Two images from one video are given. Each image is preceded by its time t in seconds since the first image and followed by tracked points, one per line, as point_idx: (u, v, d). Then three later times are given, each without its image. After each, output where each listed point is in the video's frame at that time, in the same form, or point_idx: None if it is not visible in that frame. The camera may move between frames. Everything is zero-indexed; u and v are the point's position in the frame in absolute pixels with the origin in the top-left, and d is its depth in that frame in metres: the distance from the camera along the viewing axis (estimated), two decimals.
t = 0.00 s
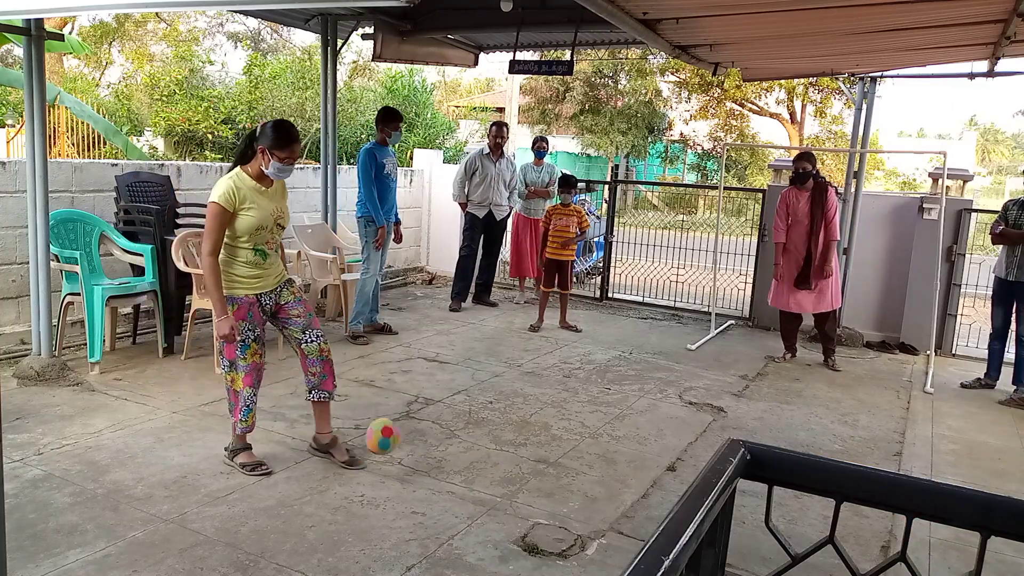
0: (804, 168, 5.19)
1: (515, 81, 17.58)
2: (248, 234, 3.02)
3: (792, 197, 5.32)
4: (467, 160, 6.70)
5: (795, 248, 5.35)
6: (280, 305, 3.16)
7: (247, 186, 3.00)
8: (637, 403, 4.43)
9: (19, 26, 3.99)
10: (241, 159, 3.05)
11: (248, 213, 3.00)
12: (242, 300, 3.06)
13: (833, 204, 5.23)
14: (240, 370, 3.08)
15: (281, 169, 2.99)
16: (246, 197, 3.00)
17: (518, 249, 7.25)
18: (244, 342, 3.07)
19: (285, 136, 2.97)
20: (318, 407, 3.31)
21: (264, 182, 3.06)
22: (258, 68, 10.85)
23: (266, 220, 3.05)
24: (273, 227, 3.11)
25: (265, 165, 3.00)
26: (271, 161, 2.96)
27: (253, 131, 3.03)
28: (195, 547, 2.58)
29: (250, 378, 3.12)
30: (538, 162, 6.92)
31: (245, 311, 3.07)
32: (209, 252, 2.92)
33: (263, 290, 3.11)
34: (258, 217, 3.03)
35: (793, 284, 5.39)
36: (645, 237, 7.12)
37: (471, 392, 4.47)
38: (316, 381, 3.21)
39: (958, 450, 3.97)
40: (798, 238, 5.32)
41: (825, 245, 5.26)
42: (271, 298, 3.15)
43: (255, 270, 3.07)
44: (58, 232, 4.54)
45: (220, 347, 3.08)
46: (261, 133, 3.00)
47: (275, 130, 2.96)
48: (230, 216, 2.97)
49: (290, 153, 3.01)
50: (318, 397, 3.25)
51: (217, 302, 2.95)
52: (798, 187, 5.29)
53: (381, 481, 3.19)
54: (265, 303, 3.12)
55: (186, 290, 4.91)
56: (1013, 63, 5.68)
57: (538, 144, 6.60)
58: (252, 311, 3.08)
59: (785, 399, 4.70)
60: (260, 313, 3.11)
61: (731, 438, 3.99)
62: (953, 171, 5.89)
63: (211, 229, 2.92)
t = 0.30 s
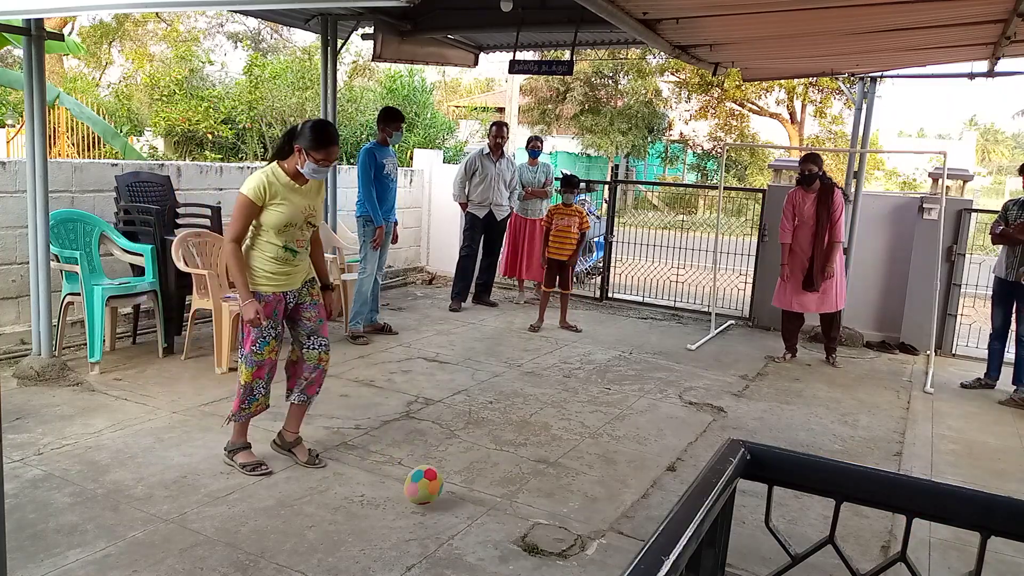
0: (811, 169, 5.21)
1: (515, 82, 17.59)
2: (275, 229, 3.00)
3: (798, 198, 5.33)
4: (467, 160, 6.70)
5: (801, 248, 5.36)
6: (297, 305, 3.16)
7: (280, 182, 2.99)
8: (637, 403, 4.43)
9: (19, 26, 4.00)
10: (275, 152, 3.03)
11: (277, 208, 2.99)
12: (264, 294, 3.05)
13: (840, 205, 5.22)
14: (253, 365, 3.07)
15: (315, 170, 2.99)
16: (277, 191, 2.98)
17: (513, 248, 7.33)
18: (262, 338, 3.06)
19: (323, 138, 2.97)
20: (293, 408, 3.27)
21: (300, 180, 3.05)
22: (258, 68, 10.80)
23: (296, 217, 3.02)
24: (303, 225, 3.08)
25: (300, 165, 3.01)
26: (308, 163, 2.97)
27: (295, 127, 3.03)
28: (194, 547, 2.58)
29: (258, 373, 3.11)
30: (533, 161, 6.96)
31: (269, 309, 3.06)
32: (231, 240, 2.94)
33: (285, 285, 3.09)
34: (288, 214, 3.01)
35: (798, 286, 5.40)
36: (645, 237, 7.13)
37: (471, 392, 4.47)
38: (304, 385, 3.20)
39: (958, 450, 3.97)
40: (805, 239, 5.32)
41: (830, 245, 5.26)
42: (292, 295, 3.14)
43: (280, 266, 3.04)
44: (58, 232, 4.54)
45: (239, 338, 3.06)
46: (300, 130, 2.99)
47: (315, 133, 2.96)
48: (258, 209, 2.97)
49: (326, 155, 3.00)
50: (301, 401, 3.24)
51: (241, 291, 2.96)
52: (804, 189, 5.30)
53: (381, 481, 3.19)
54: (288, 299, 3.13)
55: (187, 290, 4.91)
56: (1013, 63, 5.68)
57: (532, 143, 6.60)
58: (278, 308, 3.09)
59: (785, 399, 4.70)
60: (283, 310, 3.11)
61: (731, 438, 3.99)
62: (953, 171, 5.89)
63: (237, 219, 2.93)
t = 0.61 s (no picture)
0: (827, 172, 5.17)
1: (515, 82, 17.60)
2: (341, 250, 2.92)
3: (813, 199, 5.31)
4: (467, 160, 6.70)
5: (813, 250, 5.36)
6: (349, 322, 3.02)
7: (348, 202, 2.88)
8: (637, 403, 4.43)
9: (19, 26, 3.99)
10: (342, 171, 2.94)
11: (345, 229, 2.90)
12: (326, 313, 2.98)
13: (854, 208, 5.16)
14: (292, 378, 3.02)
15: (384, 189, 2.88)
16: (347, 211, 2.89)
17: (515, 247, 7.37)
18: (303, 354, 3.01)
19: (392, 158, 2.84)
20: (388, 425, 3.15)
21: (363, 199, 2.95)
22: (258, 67, 10.74)
23: (360, 237, 2.96)
24: (363, 245, 3.01)
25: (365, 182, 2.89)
26: (373, 180, 2.84)
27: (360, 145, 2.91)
28: (194, 547, 2.58)
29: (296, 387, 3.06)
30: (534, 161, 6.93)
31: (317, 328, 2.99)
32: (305, 264, 2.82)
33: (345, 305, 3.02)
34: (352, 235, 2.94)
35: (807, 288, 5.42)
36: (645, 237, 7.13)
37: (471, 392, 4.47)
38: (375, 401, 3.05)
39: (958, 450, 3.97)
40: (818, 241, 5.32)
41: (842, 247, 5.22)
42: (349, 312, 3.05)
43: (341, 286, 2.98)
44: (58, 232, 4.54)
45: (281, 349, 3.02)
46: (367, 149, 2.86)
47: (381, 149, 2.82)
48: (329, 230, 2.85)
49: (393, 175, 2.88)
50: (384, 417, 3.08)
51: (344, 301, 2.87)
52: (820, 190, 5.28)
53: (381, 481, 3.19)
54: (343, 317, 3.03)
55: (187, 290, 4.91)
56: (1014, 63, 5.68)
57: (533, 143, 6.60)
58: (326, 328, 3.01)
59: (785, 399, 4.70)
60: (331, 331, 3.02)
61: (731, 438, 3.99)
62: (953, 171, 5.89)
63: (310, 241, 2.80)
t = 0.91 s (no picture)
0: (837, 172, 5.22)
1: (515, 82, 17.60)
2: (408, 249, 2.83)
3: (822, 198, 5.31)
4: (467, 161, 6.71)
5: (822, 250, 5.35)
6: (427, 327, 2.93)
7: (410, 201, 2.83)
8: (637, 403, 4.43)
9: (19, 26, 3.99)
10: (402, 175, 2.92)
11: (411, 228, 2.82)
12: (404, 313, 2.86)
13: (863, 209, 5.19)
14: (420, 379, 2.80)
15: (445, 185, 2.87)
16: (411, 210, 2.82)
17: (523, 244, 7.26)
18: (415, 350, 2.80)
19: (450, 153, 2.85)
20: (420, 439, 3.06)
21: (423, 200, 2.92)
22: (258, 67, 10.73)
23: (426, 235, 2.88)
24: (428, 244, 2.93)
25: (427, 181, 2.86)
26: (434, 177, 2.84)
27: (416, 148, 2.93)
28: (194, 547, 2.58)
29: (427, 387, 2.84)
30: (540, 161, 6.89)
31: (408, 320, 2.82)
32: (376, 265, 2.72)
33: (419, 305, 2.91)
34: (418, 233, 2.86)
35: (816, 288, 5.41)
36: (645, 237, 7.14)
37: (471, 392, 4.48)
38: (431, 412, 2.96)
39: (958, 450, 3.97)
40: (826, 241, 5.31)
41: (850, 247, 5.25)
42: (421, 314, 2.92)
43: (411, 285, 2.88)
44: (58, 232, 4.54)
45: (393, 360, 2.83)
46: (424, 149, 2.88)
47: (439, 146, 2.84)
48: (395, 230, 2.77)
49: (452, 171, 2.88)
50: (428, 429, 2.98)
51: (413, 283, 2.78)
52: (829, 190, 5.29)
53: (381, 481, 3.18)
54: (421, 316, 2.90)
55: (187, 291, 4.91)
56: (1014, 63, 5.68)
57: (540, 144, 6.59)
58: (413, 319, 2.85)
59: (785, 399, 4.70)
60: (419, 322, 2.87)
61: (731, 438, 3.99)
62: (953, 171, 5.88)
63: (379, 240, 2.71)
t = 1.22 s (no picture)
0: (846, 172, 5.18)
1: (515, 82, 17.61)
2: (435, 241, 2.79)
3: (829, 198, 5.30)
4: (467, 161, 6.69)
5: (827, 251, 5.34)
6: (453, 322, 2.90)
7: (439, 192, 2.78)
8: (637, 403, 4.43)
9: (19, 26, 3.99)
10: (432, 166, 2.89)
11: (439, 221, 2.78)
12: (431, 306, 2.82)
13: (869, 209, 5.20)
14: (451, 374, 2.80)
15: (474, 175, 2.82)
16: (439, 202, 2.77)
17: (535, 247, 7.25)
18: (444, 346, 2.80)
19: (479, 143, 2.81)
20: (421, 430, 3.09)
21: (452, 191, 2.87)
22: (258, 67, 10.74)
23: (454, 228, 2.84)
24: (456, 237, 2.89)
25: (457, 171, 2.82)
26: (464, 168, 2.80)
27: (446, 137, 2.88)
28: (194, 547, 2.58)
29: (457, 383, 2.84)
30: (546, 162, 6.83)
31: (437, 314, 2.80)
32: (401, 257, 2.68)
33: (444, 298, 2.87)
34: (446, 225, 2.81)
35: (820, 288, 5.41)
36: (646, 237, 7.14)
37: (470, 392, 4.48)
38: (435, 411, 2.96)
39: (958, 450, 3.97)
40: (832, 242, 5.31)
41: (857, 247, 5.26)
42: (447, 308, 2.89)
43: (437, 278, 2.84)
44: (58, 232, 4.54)
45: (419, 357, 2.81)
46: (453, 139, 2.83)
47: (467, 135, 2.80)
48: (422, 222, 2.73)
49: (481, 159, 2.84)
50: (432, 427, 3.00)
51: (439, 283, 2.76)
52: (836, 190, 5.27)
53: (381, 481, 3.19)
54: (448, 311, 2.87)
55: (187, 290, 4.91)
56: (1014, 63, 5.68)
57: (547, 144, 6.54)
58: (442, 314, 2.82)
59: (785, 399, 4.70)
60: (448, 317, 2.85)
61: (731, 438, 3.99)
62: (953, 171, 5.88)
63: (405, 231, 2.67)
